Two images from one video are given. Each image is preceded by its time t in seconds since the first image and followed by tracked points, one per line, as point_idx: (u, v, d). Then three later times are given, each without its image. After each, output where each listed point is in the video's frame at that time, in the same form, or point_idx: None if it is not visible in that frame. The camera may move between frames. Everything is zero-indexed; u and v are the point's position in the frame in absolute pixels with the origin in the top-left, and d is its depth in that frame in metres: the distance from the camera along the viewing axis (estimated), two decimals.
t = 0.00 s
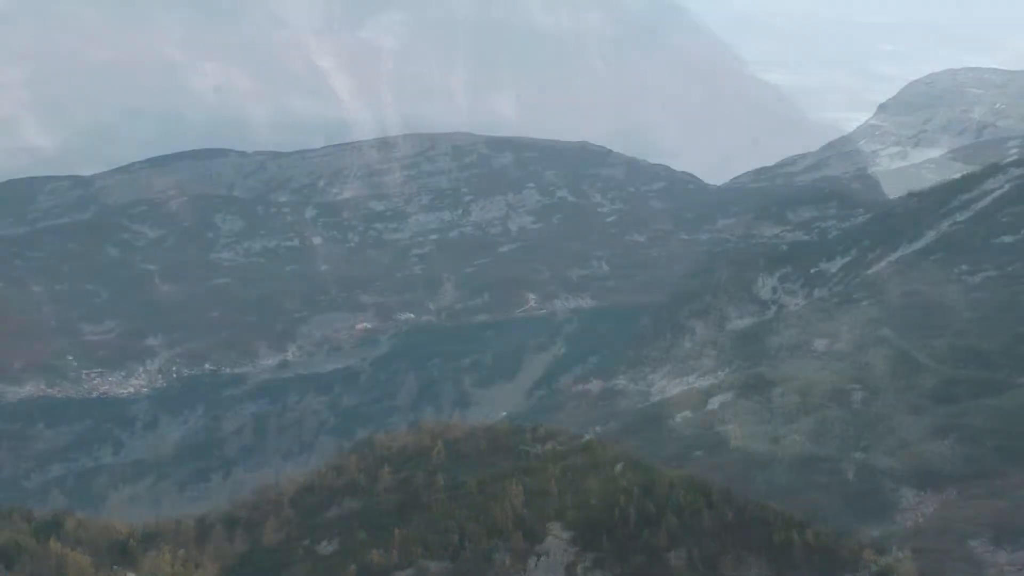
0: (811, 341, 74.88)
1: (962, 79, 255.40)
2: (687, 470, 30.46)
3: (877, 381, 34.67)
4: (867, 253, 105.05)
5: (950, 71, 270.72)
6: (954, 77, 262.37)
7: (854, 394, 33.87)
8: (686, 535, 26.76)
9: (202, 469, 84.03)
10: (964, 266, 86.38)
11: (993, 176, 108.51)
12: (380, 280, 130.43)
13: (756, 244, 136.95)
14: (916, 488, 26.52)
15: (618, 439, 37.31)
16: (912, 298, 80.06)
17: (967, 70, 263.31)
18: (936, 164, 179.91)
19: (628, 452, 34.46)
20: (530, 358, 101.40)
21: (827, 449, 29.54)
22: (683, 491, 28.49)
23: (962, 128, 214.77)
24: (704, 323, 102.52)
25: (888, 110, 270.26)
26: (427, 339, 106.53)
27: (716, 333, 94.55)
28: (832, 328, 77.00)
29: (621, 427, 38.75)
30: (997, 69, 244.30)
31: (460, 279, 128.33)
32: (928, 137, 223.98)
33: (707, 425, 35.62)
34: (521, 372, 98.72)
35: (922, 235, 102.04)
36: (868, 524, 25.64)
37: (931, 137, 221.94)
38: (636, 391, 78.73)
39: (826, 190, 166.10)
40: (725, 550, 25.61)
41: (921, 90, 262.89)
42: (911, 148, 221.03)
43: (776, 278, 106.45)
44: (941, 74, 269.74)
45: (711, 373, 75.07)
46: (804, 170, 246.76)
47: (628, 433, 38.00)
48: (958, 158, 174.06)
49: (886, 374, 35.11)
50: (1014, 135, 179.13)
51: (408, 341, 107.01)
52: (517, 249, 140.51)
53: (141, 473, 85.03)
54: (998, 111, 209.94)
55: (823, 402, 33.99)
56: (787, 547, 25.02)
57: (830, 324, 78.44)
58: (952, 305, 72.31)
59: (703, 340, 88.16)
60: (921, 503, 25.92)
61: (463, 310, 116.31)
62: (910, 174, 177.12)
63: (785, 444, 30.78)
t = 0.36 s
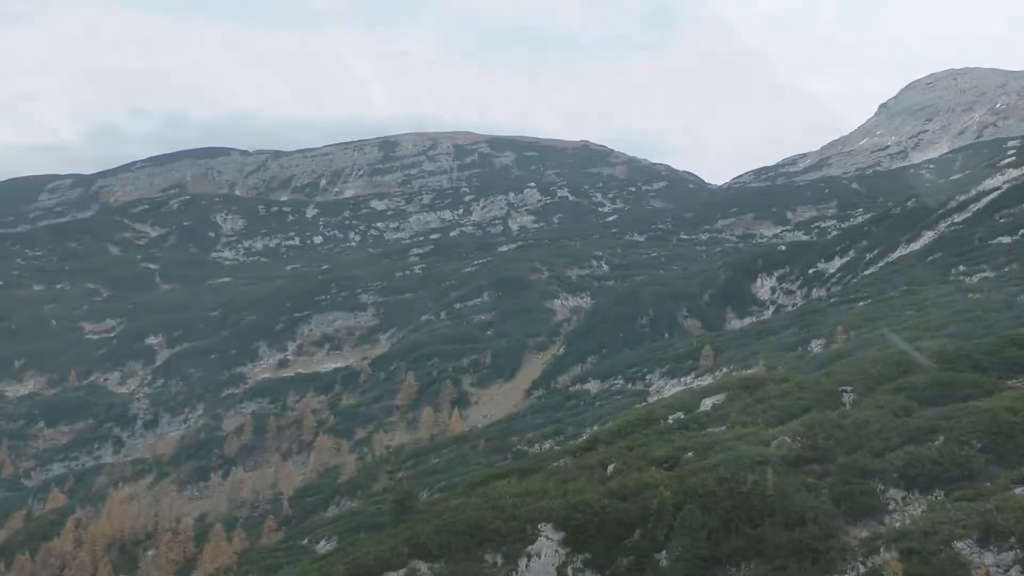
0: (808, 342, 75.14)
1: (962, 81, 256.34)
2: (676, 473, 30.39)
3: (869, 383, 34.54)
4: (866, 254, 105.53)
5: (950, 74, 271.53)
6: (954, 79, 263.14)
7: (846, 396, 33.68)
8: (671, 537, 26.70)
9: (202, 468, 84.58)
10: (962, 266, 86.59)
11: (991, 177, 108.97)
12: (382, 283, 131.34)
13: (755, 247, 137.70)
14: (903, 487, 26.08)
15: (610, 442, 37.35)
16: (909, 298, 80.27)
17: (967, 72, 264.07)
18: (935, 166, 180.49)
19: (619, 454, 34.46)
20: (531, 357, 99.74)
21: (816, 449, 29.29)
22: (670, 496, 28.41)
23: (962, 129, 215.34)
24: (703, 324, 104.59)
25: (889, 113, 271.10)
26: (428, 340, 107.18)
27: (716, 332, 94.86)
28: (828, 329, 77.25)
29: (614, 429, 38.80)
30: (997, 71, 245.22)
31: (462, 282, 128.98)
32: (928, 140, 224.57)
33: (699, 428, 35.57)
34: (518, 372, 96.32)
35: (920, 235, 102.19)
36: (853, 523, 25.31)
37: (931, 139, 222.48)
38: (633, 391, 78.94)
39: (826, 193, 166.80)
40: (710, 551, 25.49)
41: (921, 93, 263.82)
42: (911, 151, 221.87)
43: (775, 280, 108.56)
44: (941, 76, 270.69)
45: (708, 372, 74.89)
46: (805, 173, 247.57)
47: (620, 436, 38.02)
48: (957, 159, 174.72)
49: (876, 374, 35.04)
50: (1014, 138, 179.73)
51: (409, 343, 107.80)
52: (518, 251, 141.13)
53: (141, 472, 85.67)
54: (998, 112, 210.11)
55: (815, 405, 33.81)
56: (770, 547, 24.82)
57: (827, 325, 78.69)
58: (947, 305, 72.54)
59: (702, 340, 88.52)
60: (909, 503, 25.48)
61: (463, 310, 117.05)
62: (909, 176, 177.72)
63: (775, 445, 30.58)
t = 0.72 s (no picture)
0: (806, 342, 75.38)
1: (962, 81, 256.64)
2: (666, 475, 30.65)
3: (857, 385, 34.70)
4: (863, 255, 105.87)
5: (949, 74, 271.80)
6: (953, 79, 263.46)
7: (835, 399, 34.01)
8: (661, 538, 26.94)
9: (200, 468, 84.87)
10: (959, 266, 86.86)
11: (988, 178, 109.31)
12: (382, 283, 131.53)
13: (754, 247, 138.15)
14: (890, 488, 26.26)
15: (603, 444, 37.64)
16: (905, 298, 80.57)
17: (966, 72, 264.39)
18: (934, 166, 180.53)
19: (611, 456, 34.74)
20: (529, 357, 99.75)
21: (804, 451, 29.54)
22: (660, 498, 28.65)
23: (961, 129, 215.68)
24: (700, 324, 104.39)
25: (888, 113, 271.45)
26: (427, 340, 107.48)
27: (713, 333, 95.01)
28: (825, 329, 77.54)
29: (606, 430, 39.13)
30: (996, 72, 245.53)
31: (461, 281, 129.30)
32: (927, 140, 224.93)
33: (690, 430, 35.87)
34: (517, 372, 96.23)
35: (917, 236, 102.49)
36: (840, 524, 25.49)
37: (930, 139, 222.62)
38: (630, 391, 79.25)
39: (825, 193, 167.11)
40: (698, 552, 25.71)
41: (920, 93, 264.21)
42: (910, 151, 222.22)
43: (773, 280, 109.10)
44: (940, 76, 271.01)
45: (705, 372, 75.10)
46: (805, 173, 248.06)
47: (613, 438, 38.32)
48: (956, 159, 175.10)
49: (865, 376, 35.14)
50: (1013, 138, 180.06)
51: (409, 343, 108.13)
52: (517, 251, 141.55)
53: (140, 472, 86.03)
54: (997, 112, 209.97)
55: (805, 406, 34.11)
56: (757, 548, 25.01)
57: (825, 325, 78.96)
58: (943, 305, 72.78)
59: (699, 341, 88.84)
60: (896, 504, 25.58)
61: (462, 309, 117.22)
62: (908, 177, 178.07)
63: (764, 446, 30.84)
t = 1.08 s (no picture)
0: (804, 342, 75.59)
1: (962, 81, 256.81)
2: (657, 476, 30.87)
3: (848, 386, 34.93)
4: (862, 255, 106.14)
5: (950, 74, 271.89)
6: (953, 79, 263.70)
7: (826, 400, 34.24)
8: (651, 539, 27.16)
9: (200, 467, 85.20)
10: (957, 266, 87.10)
11: (987, 178, 109.59)
12: (382, 283, 131.88)
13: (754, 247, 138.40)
14: (879, 489, 26.45)
15: (596, 445, 37.89)
16: (903, 298, 80.82)
17: (967, 72, 264.50)
18: (934, 166, 180.81)
19: (603, 457, 35.01)
20: (529, 356, 100.00)
21: (794, 452, 29.73)
22: (650, 499, 28.88)
23: (961, 129, 215.93)
24: (699, 324, 104.34)
25: (889, 113, 271.62)
26: (427, 340, 107.76)
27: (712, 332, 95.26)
28: (823, 329, 77.79)
29: (599, 431, 39.39)
30: (996, 71, 245.61)
31: (461, 281, 129.59)
32: (927, 140, 225.19)
33: (682, 432, 36.13)
34: (516, 371, 96.46)
35: (915, 236, 102.76)
36: (829, 526, 25.68)
37: (930, 139, 222.93)
38: (629, 391, 79.53)
39: (825, 193, 167.40)
40: (688, 553, 25.92)
41: (921, 93, 264.39)
42: (910, 151, 222.39)
43: (772, 280, 109.50)
44: (941, 76, 271.07)
45: (703, 372, 75.33)
46: (805, 173, 248.27)
47: (606, 439, 38.59)
48: (956, 159, 175.34)
49: (856, 378, 35.37)
50: (1013, 138, 180.21)
51: (408, 342, 108.43)
52: (517, 250, 141.81)
53: (140, 471, 86.32)
54: (997, 112, 210.32)
55: (797, 408, 34.32)
56: (747, 549, 25.20)
57: (823, 326, 79.21)
58: (940, 306, 73.03)
59: (698, 341, 89.10)
60: (884, 505, 25.79)
61: (462, 309, 117.47)
62: (908, 176, 178.27)
63: (755, 448, 31.05)
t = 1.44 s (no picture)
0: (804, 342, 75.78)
1: (963, 81, 256.82)
2: (649, 478, 31.03)
3: (839, 388, 35.13)
4: (861, 255, 106.37)
5: (951, 74, 272.01)
6: (954, 79, 263.76)
7: (817, 402, 34.43)
8: (641, 541, 27.31)
9: (200, 467, 85.32)
10: (954, 266, 87.35)
11: (985, 178, 109.98)
12: (383, 282, 132.02)
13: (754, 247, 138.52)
14: (868, 491, 26.61)
15: (589, 446, 38.08)
16: (902, 299, 81.04)
17: (968, 72, 264.39)
18: (934, 166, 181.12)
19: (596, 459, 35.19)
20: (529, 356, 100.20)
21: (784, 454, 29.93)
22: (641, 500, 29.04)
23: (962, 129, 215.90)
24: (699, 324, 104.63)
25: (889, 113, 271.80)
26: (427, 339, 107.91)
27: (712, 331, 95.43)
28: (821, 329, 77.98)
29: (593, 433, 39.57)
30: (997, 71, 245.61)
31: (461, 280, 129.77)
32: (927, 140, 225.52)
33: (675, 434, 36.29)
34: (516, 371, 96.58)
35: (914, 236, 103.01)
36: (818, 527, 25.80)
37: (930, 139, 223.21)
38: (628, 391, 79.68)
39: (825, 193, 167.55)
40: (678, 555, 26.07)
41: (921, 94, 264.32)
42: (911, 151, 222.64)
43: (772, 280, 109.69)
44: (942, 76, 270.96)
45: (702, 372, 75.48)
46: (806, 172, 248.19)
47: (599, 440, 38.78)
48: (956, 159, 175.43)
49: (847, 380, 35.58)
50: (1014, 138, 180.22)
51: (408, 342, 108.58)
52: (518, 250, 142.01)
53: (140, 471, 86.42)
54: (998, 113, 210.73)
55: (788, 410, 34.53)
56: (736, 550, 25.35)
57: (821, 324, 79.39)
58: (938, 306, 73.25)
59: (697, 341, 89.32)
60: (872, 507, 25.94)
61: (462, 309, 117.62)
62: (909, 176, 178.34)
63: (745, 450, 31.19)
